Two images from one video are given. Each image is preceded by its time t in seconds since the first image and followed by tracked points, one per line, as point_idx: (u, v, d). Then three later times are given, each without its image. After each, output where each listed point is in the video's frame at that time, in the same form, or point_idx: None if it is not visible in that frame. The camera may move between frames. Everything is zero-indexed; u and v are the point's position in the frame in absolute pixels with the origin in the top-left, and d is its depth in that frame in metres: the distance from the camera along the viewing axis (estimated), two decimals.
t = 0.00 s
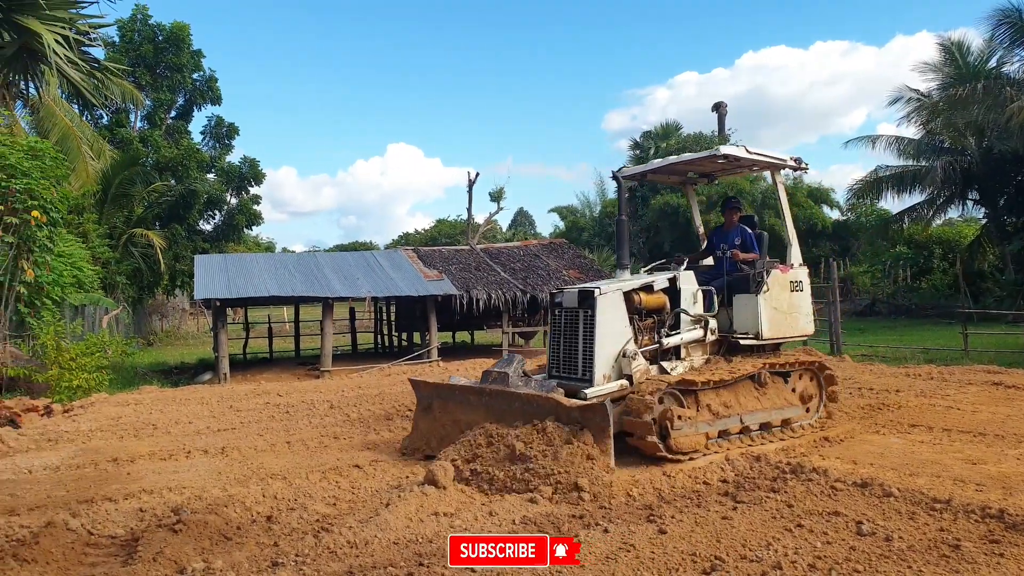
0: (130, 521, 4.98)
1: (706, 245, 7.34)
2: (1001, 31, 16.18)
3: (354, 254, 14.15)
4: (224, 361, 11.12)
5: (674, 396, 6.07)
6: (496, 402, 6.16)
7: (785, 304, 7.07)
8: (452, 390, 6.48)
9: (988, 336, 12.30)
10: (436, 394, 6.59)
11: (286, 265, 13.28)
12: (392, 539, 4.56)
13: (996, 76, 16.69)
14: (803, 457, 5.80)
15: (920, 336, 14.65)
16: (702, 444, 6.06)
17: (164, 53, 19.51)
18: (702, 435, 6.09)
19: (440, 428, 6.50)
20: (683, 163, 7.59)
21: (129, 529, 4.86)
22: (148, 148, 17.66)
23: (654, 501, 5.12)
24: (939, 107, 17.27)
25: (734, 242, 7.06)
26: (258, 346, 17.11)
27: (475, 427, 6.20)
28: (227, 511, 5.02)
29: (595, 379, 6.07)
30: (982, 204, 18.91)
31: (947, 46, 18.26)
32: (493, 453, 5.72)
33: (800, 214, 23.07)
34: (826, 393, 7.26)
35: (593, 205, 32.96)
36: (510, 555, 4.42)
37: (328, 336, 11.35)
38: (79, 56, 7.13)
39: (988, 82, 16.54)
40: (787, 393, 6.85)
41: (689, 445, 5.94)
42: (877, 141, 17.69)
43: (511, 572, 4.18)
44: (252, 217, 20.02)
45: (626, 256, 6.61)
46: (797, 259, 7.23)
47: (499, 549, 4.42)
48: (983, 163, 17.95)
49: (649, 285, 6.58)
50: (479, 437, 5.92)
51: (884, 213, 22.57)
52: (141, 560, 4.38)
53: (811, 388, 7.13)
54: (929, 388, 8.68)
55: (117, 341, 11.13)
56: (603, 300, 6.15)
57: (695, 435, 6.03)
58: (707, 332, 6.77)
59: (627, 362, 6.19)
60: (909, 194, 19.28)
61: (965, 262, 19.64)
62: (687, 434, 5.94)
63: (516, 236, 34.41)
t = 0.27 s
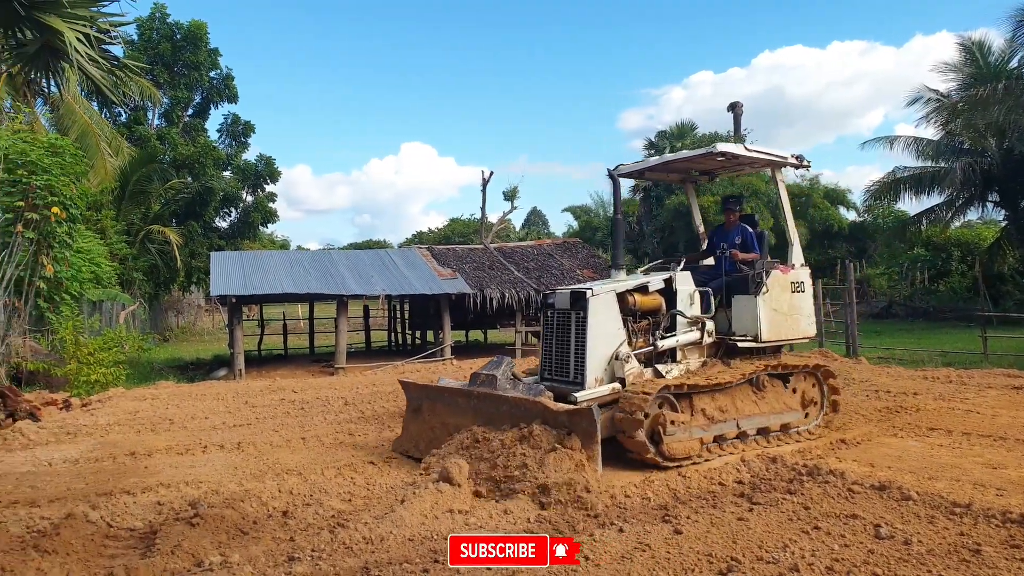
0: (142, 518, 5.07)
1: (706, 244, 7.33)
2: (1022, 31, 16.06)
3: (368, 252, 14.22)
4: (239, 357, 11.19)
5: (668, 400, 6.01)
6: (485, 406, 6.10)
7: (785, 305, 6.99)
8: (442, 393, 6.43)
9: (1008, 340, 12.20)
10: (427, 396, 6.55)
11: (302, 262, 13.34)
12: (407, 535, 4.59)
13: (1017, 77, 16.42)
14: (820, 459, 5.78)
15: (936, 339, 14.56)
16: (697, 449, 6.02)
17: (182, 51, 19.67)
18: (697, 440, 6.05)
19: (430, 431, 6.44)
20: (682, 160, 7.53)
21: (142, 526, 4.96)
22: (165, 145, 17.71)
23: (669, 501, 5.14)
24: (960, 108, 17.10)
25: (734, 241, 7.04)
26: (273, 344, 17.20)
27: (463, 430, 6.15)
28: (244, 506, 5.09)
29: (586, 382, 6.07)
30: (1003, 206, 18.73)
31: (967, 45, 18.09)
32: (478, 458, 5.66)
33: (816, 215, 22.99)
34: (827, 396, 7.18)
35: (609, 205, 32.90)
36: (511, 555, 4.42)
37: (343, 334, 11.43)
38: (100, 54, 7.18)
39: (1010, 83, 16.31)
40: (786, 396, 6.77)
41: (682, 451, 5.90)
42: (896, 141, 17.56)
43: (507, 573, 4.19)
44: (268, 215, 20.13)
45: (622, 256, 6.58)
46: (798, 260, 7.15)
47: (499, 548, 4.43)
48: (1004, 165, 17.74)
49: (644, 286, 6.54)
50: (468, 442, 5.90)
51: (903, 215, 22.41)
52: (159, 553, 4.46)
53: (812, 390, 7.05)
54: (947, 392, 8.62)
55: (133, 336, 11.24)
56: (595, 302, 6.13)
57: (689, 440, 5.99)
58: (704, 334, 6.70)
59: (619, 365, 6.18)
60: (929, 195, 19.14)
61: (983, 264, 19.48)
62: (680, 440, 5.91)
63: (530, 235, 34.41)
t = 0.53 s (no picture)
0: (180, 509, 5.27)
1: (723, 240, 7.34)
2: None
3: (398, 246, 14.32)
4: (273, 350, 11.38)
5: (677, 398, 5.90)
6: (488, 402, 6.05)
7: (802, 300, 6.87)
8: (446, 390, 6.39)
9: None
10: (431, 392, 6.52)
11: (333, 257, 13.47)
12: (441, 526, 4.69)
13: None
14: (856, 455, 5.73)
15: (975, 334, 14.30)
16: (707, 448, 5.91)
17: (214, 48, 19.95)
18: (707, 439, 5.93)
19: (434, 428, 6.40)
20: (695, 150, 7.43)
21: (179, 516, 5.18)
22: (199, 142, 17.98)
23: (703, 495, 5.17)
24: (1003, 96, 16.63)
25: (750, 234, 7.04)
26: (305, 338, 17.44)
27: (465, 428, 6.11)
28: (281, 496, 5.24)
29: (592, 379, 6.02)
30: None
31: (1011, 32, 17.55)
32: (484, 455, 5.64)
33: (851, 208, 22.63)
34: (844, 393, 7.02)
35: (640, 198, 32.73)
36: (510, 555, 4.39)
37: (374, 327, 11.55)
38: (135, 51, 7.29)
39: None
40: (801, 394, 6.63)
41: (692, 451, 5.78)
42: (934, 132, 17.18)
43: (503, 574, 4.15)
44: (299, 210, 20.40)
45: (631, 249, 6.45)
46: (816, 253, 7.02)
47: (499, 549, 4.40)
48: None
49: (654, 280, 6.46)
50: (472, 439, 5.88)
51: (941, 207, 21.96)
52: (199, 540, 4.68)
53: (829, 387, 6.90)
54: (990, 387, 8.45)
55: (169, 329, 11.50)
56: (601, 297, 6.07)
57: (699, 439, 5.88)
58: (717, 329, 6.61)
59: (627, 362, 6.09)
60: (970, 186, 18.80)
61: None
62: (689, 438, 5.80)
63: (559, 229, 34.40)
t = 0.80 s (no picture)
0: (217, 493, 5.39)
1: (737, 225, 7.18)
2: None
3: (428, 237, 14.38)
4: (306, 339, 11.51)
5: (685, 393, 5.85)
6: (491, 395, 6.05)
7: (820, 290, 6.70)
8: (451, 381, 6.37)
9: None
10: (436, 384, 6.51)
11: (366, 247, 13.60)
12: (473, 512, 4.80)
13: None
14: (893, 447, 5.64)
15: (1017, 327, 13.99)
16: (716, 444, 5.86)
17: (247, 41, 20.23)
18: (715, 434, 5.89)
19: (439, 420, 6.38)
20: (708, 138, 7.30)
21: (215, 501, 5.33)
22: (233, 134, 18.25)
23: (736, 487, 5.16)
24: None
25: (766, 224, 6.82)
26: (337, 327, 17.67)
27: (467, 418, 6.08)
28: (315, 481, 5.34)
29: (598, 372, 5.93)
30: None
31: None
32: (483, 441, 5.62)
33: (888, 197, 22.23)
34: (863, 385, 6.92)
35: (671, 188, 32.49)
36: (509, 555, 4.34)
37: (406, 317, 11.64)
38: (173, 45, 7.47)
39: None
40: (815, 387, 6.55)
41: (700, 446, 5.74)
42: (975, 120, 16.77)
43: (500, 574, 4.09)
44: (331, 201, 20.66)
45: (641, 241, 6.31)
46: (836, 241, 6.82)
47: (498, 548, 4.34)
48: None
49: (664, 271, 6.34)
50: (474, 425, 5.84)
51: (981, 197, 21.46)
52: (237, 523, 4.79)
53: (846, 379, 6.81)
54: None
55: (204, 318, 11.69)
56: (607, 290, 5.95)
57: (708, 434, 5.83)
58: (729, 321, 6.48)
59: (634, 356, 5.99)
60: (1012, 175, 18.36)
61: None
62: (698, 434, 5.75)
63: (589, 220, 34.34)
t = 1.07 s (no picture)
0: (250, 480, 5.50)
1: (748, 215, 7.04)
2: None
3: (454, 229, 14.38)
4: (335, 330, 11.62)
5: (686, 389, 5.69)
6: (490, 391, 5.91)
7: (831, 283, 6.48)
8: (450, 377, 6.20)
9: None
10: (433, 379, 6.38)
11: (393, 239, 13.67)
12: (500, 502, 4.89)
13: None
14: (926, 440, 5.54)
15: None
16: (719, 441, 5.68)
17: (276, 34, 20.42)
18: (718, 431, 5.71)
19: (438, 416, 6.25)
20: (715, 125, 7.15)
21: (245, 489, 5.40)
22: (263, 127, 18.45)
23: (764, 478, 5.11)
24: None
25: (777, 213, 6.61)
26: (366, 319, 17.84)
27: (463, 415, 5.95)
28: (344, 470, 5.43)
29: (598, 369, 5.75)
30: None
31: None
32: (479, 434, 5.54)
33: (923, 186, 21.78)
34: (876, 380, 6.68)
35: (700, 179, 32.16)
36: (510, 556, 4.27)
37: (433, 309, 11.70)
38: (203, 38, 7.55)
39: None
40: (826, 382, 6.32)
41: (701, 444, 5.58)
42: (1015, 106, 16.33)
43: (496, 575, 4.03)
44: (359, 192, 20.84)
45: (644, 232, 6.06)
46: (846, 232, 6.62)
47: (499, 549, 4.29)
48: None
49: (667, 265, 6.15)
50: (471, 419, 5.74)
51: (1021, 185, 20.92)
52: (268, 511, 4.90)
53: (859, 374, 6.57)
54: None
55: (234, 309, 11.86)
56: (607, 285, 5.76)
57: (710, 432, 5.66)
58: (734, 315, 6.25)
59: (636, 351, 5.80)
60: None
61: None
62: (699, 431, 5.58)
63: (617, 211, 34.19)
